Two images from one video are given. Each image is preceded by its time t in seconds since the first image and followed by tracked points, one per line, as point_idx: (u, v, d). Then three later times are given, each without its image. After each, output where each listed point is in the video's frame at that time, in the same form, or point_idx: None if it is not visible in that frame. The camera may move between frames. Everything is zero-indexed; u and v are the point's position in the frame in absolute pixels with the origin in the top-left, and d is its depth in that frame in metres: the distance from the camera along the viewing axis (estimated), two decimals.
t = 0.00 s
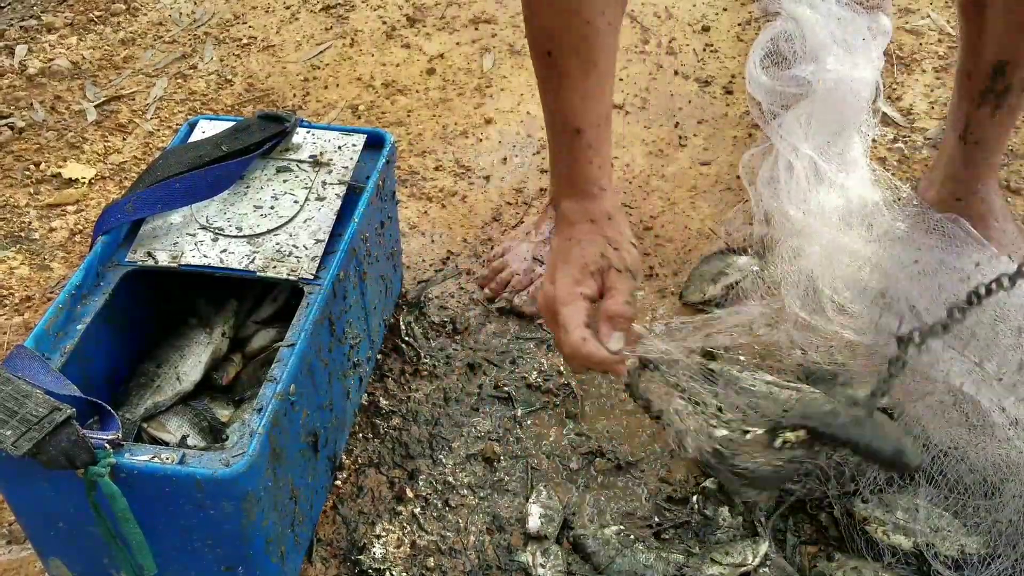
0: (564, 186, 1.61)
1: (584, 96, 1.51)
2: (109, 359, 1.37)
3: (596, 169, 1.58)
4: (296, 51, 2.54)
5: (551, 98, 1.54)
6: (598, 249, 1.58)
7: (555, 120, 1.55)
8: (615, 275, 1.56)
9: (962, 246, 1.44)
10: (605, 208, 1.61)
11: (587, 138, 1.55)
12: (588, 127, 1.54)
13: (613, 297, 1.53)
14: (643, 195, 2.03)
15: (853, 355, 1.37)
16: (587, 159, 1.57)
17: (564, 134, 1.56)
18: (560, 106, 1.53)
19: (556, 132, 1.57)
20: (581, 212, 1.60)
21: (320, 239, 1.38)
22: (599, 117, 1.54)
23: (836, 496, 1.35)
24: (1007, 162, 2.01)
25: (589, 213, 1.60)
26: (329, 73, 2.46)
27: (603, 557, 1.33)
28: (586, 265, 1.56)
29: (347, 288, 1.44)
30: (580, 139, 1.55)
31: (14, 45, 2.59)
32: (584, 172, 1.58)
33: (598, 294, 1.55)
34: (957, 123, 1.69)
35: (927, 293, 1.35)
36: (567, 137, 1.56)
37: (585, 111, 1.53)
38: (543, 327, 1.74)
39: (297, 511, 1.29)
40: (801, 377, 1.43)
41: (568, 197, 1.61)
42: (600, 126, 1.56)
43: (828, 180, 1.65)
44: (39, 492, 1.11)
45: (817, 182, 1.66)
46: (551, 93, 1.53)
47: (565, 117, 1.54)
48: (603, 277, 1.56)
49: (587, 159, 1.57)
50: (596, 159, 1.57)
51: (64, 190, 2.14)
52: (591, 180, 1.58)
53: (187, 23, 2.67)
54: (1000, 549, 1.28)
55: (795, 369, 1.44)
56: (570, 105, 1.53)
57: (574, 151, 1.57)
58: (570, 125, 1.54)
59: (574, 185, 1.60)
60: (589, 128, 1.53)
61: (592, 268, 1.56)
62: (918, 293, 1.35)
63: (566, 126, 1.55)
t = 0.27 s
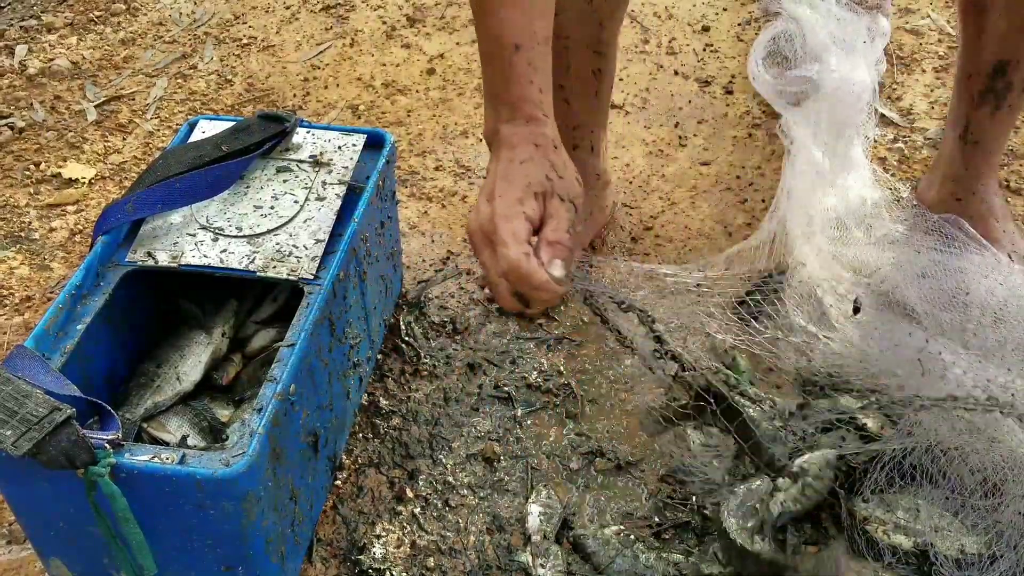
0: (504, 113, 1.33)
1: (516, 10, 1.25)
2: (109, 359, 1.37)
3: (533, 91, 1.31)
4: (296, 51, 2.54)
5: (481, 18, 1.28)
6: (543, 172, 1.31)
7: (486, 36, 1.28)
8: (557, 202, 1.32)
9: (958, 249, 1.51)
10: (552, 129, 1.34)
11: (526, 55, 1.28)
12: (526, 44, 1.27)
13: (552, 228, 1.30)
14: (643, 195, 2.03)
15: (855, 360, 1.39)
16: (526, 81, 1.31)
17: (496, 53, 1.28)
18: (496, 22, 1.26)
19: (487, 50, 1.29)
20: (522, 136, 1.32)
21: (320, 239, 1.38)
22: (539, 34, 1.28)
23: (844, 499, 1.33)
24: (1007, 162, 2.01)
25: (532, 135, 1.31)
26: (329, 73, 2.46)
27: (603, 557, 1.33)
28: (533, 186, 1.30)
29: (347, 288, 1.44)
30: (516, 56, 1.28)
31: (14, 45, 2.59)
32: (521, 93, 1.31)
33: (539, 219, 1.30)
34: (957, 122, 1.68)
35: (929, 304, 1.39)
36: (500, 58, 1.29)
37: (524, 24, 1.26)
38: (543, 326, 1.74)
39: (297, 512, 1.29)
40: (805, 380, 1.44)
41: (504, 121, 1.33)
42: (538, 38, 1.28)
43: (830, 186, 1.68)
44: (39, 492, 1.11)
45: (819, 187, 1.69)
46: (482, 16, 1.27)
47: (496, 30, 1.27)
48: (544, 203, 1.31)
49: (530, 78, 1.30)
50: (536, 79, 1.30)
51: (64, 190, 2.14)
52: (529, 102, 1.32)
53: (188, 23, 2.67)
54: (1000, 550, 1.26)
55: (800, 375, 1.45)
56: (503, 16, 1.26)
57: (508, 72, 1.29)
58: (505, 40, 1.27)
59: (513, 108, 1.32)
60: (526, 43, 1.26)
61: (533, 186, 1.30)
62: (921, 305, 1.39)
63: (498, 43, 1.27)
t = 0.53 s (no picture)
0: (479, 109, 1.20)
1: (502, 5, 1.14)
2: (109, 359, 1.37)
3: (506, 92, 1.18)
4: (296, 51, 2.54)
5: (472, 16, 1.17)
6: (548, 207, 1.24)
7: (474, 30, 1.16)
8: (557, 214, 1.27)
9: (954, 245, 1.53)
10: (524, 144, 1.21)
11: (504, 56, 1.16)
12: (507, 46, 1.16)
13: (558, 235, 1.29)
14: (643, 195, 2.03)
15: (851, 372, 1.35)
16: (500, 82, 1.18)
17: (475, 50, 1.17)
18: (481, 22, 1.15)
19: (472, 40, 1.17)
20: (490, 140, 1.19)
21: (320, 239, 1.38)
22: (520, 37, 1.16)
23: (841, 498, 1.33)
24: (1007, 162, 2.01)
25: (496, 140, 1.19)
26: (329, 73, 2.45)
27: (603, 557, 1.33)
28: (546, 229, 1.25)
29: (347, 288, 1.43)
30: (493, 56, 1.16)
31: (13, 44, 2.58)
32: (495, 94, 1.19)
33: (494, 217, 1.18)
34: (959, 121, 1.68)
35: (928, 300, 1.39)
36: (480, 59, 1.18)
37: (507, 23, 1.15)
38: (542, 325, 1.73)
39: (297, 512, 1.29)
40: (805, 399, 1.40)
41: (477, 123, 1.21)
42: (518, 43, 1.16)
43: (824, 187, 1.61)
44: (39, 492, 1.10)
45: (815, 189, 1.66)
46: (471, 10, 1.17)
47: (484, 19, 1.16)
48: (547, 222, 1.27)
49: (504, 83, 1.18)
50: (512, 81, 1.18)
51: (63, 189, 2.14)
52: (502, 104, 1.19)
53: (187, 22, 2.67)
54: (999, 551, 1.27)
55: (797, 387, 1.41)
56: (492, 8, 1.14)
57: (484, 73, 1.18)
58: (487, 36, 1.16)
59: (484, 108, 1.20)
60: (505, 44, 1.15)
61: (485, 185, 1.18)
62: (920, 300, 1.40)
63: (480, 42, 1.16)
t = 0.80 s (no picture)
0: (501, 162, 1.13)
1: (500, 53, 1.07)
2: (109, 359, 1.37)
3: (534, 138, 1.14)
4: (296, 51, 2.54)
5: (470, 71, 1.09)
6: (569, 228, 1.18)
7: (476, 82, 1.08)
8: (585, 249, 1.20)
9: (953, 244, 1.52)
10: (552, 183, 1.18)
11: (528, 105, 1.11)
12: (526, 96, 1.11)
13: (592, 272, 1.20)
14: (643, 195, 2.03)
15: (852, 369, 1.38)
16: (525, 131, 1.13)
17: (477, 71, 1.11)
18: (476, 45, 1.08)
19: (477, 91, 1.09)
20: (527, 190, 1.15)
21: (320, 239, 1.37)
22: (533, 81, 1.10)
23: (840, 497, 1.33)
24: (1007, 162, 2.01)
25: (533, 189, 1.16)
26: (329, 73, 2.45)
27: (603, 557, 1.33)
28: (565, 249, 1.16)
29: (347, 288, 1.43)
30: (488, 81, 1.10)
31: (13, 44, 2.58)
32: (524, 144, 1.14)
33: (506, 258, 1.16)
34: (960, 122, 1.68)
35: (925, 299, 1.38)
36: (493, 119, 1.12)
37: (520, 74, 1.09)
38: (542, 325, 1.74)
39: (297, 512, 1.29)
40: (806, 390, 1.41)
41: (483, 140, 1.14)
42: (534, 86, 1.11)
43: (823, 183, 1.66)
44: (39, 492, 1.10)
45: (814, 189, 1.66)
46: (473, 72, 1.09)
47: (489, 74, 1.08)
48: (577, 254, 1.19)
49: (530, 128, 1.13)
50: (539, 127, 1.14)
51: (63, 189, 2.14)
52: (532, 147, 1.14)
53: (187, 23, 2.67)
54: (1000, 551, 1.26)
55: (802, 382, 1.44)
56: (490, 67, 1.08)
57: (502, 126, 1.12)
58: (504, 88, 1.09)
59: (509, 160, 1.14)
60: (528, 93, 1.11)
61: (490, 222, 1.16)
62: (915, 296, 1.39)
63: (496, 89, 1.09)
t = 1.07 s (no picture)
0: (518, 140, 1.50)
1: (536, 37, 1.37)
2: (109, 358, 1.37)
3: (545, 117, 1.46)
4: (296, 51, 2.54)
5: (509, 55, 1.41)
6: (540, 202, 1.49)
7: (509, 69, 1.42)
8: (561, 226, 1.48)
9: (955, 246, 1.55)
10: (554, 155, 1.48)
11: (539, 82, 1.41)
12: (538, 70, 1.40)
13: (559, 250, 1.46)
14: (643, 195, 2.03)
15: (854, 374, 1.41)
16: (536, 110, 1.45)
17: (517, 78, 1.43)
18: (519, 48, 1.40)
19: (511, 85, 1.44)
20: (529, 164, 1.49)
21: (320, 239, 1.38)
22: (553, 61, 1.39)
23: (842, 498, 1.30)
24: (1008, 162, 2.01)
25: (535, 164, 1.49)
26: (329, 73, 2.45)
27: (603, 557, 1.33)
28: (528, 220, 1.49)
29: (348, 288, 1.43)
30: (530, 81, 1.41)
31: (13, 44, 2.58)
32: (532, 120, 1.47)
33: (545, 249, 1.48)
34: (960, 122, 1.68)
35: (926, 301, 1.44)
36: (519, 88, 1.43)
37: (539, 52, 1.39)
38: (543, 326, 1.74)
39: (297, 511, 1.29)
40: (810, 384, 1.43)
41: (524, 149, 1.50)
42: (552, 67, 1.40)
43: (823, 183, 1.63)
44: (39, 492, 1.10)
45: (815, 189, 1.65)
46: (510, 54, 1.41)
47: (520, 57, 1.40)
48: (547, 231, 1.48)
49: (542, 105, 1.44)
50: (547, 105, 1.45)
51: (63, 189, 2.14)
52: (538, 129, 1.47)
53: (187, 23, 2.67)
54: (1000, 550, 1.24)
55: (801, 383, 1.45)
56: (524, 51, 1.39)
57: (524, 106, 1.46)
58: (523, 70, 1.41)
59: (526, 137, 1.48)
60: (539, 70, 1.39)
61: (533, 220, 1.49)
62: (919, 300, 1.44)
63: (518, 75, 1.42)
